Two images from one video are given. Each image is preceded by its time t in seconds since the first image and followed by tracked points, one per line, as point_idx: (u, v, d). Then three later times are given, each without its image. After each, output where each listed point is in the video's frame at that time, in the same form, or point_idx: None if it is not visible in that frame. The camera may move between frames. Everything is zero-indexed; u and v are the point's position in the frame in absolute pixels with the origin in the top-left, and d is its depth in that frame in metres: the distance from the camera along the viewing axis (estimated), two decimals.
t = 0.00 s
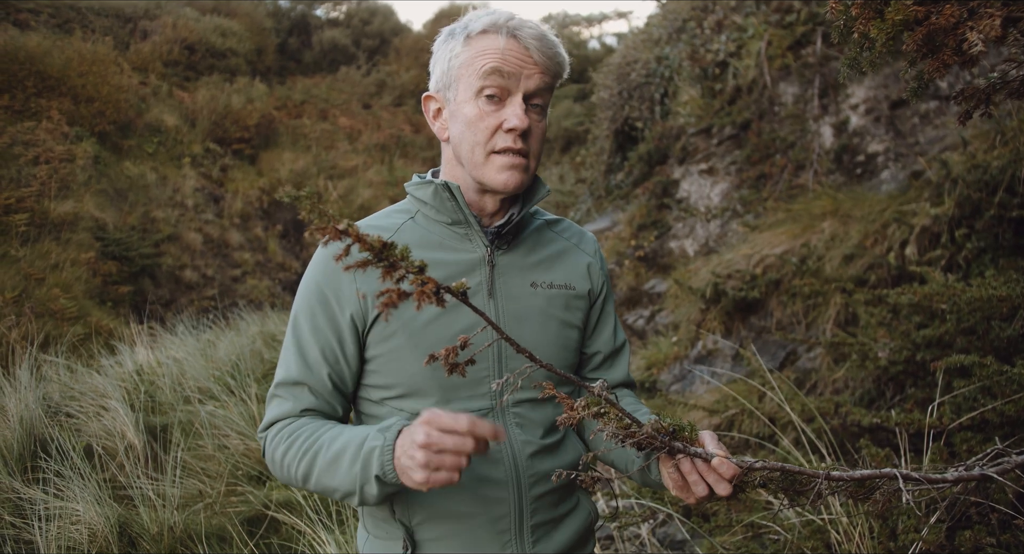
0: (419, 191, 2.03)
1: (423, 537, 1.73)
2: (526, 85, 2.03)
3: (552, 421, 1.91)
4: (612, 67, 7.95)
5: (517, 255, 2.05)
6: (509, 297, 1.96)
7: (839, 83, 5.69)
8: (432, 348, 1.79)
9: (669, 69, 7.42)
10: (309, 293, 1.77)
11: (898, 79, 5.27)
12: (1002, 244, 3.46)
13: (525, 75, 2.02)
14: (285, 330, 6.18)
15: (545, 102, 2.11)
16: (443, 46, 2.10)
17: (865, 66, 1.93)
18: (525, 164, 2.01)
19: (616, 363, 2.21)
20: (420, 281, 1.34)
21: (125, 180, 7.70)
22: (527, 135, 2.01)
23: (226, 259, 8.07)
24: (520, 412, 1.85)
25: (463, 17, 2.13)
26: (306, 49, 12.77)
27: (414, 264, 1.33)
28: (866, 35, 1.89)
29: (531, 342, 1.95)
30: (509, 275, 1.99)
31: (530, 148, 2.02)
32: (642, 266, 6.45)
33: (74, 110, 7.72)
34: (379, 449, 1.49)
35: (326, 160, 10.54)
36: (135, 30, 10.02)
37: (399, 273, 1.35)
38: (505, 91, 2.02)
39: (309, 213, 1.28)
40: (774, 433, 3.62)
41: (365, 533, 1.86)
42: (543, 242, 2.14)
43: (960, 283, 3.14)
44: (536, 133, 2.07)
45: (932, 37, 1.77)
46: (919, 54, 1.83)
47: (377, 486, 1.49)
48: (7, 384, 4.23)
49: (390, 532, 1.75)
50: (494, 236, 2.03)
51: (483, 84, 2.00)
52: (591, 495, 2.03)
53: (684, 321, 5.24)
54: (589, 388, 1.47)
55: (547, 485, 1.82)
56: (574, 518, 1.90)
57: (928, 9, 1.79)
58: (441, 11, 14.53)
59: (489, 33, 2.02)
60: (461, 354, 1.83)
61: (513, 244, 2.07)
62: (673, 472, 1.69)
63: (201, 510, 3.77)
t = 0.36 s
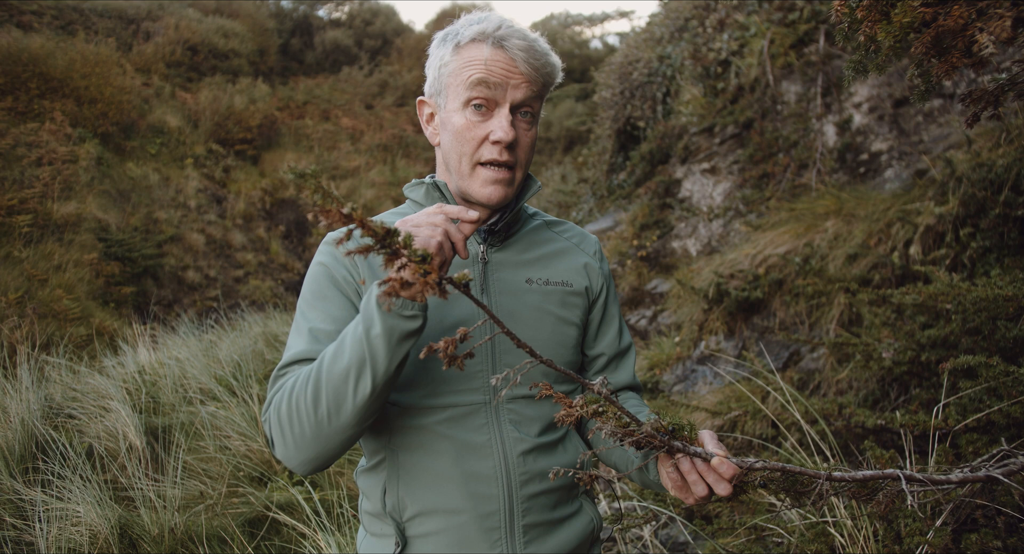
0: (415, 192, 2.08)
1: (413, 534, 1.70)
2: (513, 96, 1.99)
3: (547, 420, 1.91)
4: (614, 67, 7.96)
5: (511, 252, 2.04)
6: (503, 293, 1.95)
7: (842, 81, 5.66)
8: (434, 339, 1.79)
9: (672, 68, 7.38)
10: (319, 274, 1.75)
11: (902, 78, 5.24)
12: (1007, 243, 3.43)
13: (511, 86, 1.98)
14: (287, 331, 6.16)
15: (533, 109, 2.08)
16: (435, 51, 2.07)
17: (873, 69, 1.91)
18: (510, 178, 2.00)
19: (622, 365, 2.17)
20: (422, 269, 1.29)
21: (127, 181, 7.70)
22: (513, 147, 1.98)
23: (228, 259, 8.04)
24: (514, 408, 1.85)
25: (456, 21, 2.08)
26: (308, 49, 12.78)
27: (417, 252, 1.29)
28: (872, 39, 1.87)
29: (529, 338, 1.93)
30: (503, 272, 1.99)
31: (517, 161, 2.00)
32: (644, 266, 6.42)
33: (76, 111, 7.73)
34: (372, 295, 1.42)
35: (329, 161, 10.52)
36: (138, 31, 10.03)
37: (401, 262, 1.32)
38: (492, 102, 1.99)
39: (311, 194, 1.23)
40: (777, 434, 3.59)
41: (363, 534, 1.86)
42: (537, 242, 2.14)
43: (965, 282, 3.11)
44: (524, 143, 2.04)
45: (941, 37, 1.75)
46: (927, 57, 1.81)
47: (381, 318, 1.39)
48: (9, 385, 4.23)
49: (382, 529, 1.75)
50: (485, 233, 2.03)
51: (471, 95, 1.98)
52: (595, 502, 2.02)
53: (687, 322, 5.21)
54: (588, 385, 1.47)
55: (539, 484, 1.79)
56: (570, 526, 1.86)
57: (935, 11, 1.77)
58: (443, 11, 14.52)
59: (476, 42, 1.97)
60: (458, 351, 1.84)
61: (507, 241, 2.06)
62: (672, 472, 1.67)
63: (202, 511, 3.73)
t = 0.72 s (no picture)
0: (414, 191, 2.03)
1: (415, 537, 1.71)
2: (519, 99, 1.99)
3: (545, 421, 1.90)
4: (615, 67, 7.98)
5: (511, 255, 2.04)
6: (503, 297, 1.96)
7: (845, 81, 5.64)
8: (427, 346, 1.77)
9: (673, 68, 7.36)
10: (312, 285, 1.75)
11: (905, 78, 5.22)
12: (1010, 244, 3.40)
13: (518, 89, 1.97)
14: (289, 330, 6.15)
15: (541, 115, 2.07)
16: (444, 49, 2.06)
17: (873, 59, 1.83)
18: (512, 180, 1.98)
19: (614, 361, 2.17)
20: (416, 275, 1.21)
21: (130, 181, 7.71)
22: (516, 151, 1.97)
23: (230, 259, 8.00)
24: (513, 410, 1.84)
25: (467, 20, 2.07)
26: (311, 49, 12.77)
27: (410, 257, 1.19)
28: (875, 27, 1.79)
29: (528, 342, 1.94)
30: (504, 275, 1.99)
31: (519, 164, 1.99)
32: (646, 267, 6.41)
33: (79, 111, 7.75)
34: (415, 378, 1.45)
35: (331, 161, 10.52)
36: (140, 31, 10.04)
37: (393, 267, 1.22)
38: (497, 104, 1.98)
39: (300, 197, 1.15)
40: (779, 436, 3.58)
41: (359, 534, 1.85)
42: (537, 243, 2.14)
43: (968, 283, 3.09)
44: (527, 147, 2.03)
45: (945, 27, 1.66)
46: (930, 47, 1.72)
47: (421, 413, 1.44)
48: (10, 384, 4.24)
49: (382, 533, 1.73)
50: (488, 236, 2.02)
51: (476, 95, 1.97)
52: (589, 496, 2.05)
53: (688, 322, 5.20)
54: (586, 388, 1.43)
55: (540, 484, 1.81)
56: (568, 520, 1.90)
57: None
58: (446, 11, 14.51)
59: (486, 44, 1.97)
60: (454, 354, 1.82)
61: (508, 243, 2.05)
62: (670, 473, 1.68)
63: (202, 511, 3.72)
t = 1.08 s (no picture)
0: (412, 188, 2.00)
1: (423, 540, 1.69)
2: (529, 104, 1.96)
3: (546, 420, 1.90)
4: (619, 64, 7.96)
5: (511, 255, 2.03)
6: (505, 298, 1.95)
7: (849, 79, 5.60)
8: (425, 351, 1.77)
9: (677, 65, 7.33)
10: (307, 291, 1.72)
11: (910, 76, 5.18)
12: (1016, 243, 3.38)
13: (529, 94, 1.95)
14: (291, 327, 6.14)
15: (548, 119, 2.05)
16: (454, 43, 2.01)
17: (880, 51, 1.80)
18: (516, 188, 1.98)
19: (608, 353, 2.19)
20: (410, 286, 1.20)
21: (133, 177, 7.70)
22: (522, 157, 1.96)
23: (233, 256, 7.99)
24: (514, 411, 1.82)
25: (479, 14, 2.02)
26: (315, 46, 12.76)
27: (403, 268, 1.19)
28: (882, 18, 1.75)
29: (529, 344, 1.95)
30: (505, 276, 1.99)
31: (526, 170, 1.98)
32: (649, 265, 6.39)
33: (83, 107, 7.75)
34: (420, 397, 1.45)
35: (334, 158, 10.50)
36: (144, 28, 10.04)
37: (387, 277, 1.21)
38: (506, 107, 1.96)
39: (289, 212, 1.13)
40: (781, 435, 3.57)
41: (360, 538, 1.82)
42: (536, 239, 2.14)
43: (973, 282, 3.06)
44: (534, 152, 2.02)
45: (954, 19, 1.62)
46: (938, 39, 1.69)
47: (424, 433, 1.45)
48: (12, 381, 4.24)
49: (388, 536, 1.71)
50: (490, 236, 2.01)
51: (485, 97, 1.94)
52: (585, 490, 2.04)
53: (691, 321, 5.19)
54: (585, 391, 1.40)
55: (543, 484, 1.80)
56: (569, 514, 1.90)
57: None
58: (450, 9, 14.49)
59: (500, 44, 1.93)
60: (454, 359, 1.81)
61: (509, 242, 2.05)
62: (671, 473, 1.67)
63: (202, 508, 3.72)
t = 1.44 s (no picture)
0: (408, 184, 1.99)
1: (421, 541, 1.68)
2: (531, 104, 1.92)
3: (545, 418, 1.88)
4: (620, 62, 7.95)
5: (509, 251, 2.01)
6: (502, 294, 1.94)
7: (851, 76, 5.57)
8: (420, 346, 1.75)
9: (678, 63, 7.31)
10: (302, 289, 1.70)
11: (913, 73, 5.15)
12: (1019, 242, 3.36)
13: (531, 94, 1.91)
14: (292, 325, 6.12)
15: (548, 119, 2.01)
16: (453, 39, 1.97)
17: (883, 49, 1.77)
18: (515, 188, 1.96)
19: (608, 350, 2.17)
20: (410, 272, 1.18)
21: (134, 174, 7.69)
22: (523, 157, 1.94)
23: (234, 253, 7.97)
24: (512, 409, 1.81)
25: (479, 9, 1.98)
26: (316, 44, 12.74)
27: (402, 253, 1.17)
28: (886, 16, 1.72)
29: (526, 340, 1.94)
30: (502, 272, 1.97)
31: (525, 170, 1.97)
32: (649, 263, 6.37)
33: (84, 104, 7.74)
34: (421, 392, 1.44)
35: (335, 156, 10.48)
36: (145, 25, 10.02)
37: (386, 264, 1.18)
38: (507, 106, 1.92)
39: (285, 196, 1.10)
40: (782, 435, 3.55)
41: (358, 539, 1.81)
42: (534, 235, 2.12)
43: (976, 281, 3.04)
44: (533, 152, 2.00)
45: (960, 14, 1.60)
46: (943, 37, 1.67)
47: (425, 429, 1.44)
48: (11, 378, 4.23)
49: (385, 537, 1.69)
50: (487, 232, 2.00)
51: (485, 97, 1.90)
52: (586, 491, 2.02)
53: (692, 319, 5.17)
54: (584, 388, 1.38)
55: (542, 483, 1.78)
56: (569, 514, 1.88)
57: None
58: (451, 7, 14.46)
59: (501, 42, 1.89)
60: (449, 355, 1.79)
61: (507, 238, 2.04)
62: (670, 473, 1.65)
63: (201, 507, 3.70)
